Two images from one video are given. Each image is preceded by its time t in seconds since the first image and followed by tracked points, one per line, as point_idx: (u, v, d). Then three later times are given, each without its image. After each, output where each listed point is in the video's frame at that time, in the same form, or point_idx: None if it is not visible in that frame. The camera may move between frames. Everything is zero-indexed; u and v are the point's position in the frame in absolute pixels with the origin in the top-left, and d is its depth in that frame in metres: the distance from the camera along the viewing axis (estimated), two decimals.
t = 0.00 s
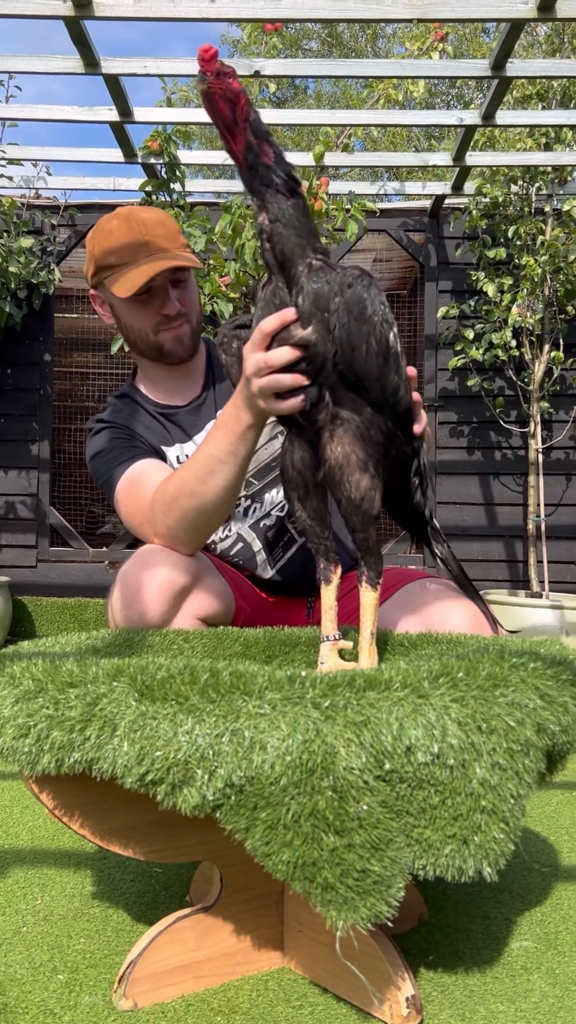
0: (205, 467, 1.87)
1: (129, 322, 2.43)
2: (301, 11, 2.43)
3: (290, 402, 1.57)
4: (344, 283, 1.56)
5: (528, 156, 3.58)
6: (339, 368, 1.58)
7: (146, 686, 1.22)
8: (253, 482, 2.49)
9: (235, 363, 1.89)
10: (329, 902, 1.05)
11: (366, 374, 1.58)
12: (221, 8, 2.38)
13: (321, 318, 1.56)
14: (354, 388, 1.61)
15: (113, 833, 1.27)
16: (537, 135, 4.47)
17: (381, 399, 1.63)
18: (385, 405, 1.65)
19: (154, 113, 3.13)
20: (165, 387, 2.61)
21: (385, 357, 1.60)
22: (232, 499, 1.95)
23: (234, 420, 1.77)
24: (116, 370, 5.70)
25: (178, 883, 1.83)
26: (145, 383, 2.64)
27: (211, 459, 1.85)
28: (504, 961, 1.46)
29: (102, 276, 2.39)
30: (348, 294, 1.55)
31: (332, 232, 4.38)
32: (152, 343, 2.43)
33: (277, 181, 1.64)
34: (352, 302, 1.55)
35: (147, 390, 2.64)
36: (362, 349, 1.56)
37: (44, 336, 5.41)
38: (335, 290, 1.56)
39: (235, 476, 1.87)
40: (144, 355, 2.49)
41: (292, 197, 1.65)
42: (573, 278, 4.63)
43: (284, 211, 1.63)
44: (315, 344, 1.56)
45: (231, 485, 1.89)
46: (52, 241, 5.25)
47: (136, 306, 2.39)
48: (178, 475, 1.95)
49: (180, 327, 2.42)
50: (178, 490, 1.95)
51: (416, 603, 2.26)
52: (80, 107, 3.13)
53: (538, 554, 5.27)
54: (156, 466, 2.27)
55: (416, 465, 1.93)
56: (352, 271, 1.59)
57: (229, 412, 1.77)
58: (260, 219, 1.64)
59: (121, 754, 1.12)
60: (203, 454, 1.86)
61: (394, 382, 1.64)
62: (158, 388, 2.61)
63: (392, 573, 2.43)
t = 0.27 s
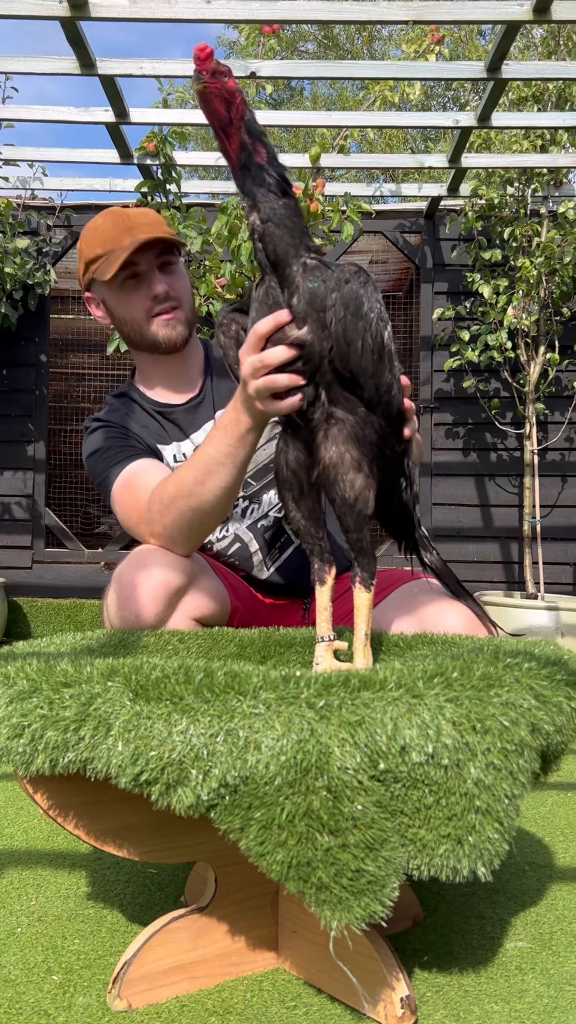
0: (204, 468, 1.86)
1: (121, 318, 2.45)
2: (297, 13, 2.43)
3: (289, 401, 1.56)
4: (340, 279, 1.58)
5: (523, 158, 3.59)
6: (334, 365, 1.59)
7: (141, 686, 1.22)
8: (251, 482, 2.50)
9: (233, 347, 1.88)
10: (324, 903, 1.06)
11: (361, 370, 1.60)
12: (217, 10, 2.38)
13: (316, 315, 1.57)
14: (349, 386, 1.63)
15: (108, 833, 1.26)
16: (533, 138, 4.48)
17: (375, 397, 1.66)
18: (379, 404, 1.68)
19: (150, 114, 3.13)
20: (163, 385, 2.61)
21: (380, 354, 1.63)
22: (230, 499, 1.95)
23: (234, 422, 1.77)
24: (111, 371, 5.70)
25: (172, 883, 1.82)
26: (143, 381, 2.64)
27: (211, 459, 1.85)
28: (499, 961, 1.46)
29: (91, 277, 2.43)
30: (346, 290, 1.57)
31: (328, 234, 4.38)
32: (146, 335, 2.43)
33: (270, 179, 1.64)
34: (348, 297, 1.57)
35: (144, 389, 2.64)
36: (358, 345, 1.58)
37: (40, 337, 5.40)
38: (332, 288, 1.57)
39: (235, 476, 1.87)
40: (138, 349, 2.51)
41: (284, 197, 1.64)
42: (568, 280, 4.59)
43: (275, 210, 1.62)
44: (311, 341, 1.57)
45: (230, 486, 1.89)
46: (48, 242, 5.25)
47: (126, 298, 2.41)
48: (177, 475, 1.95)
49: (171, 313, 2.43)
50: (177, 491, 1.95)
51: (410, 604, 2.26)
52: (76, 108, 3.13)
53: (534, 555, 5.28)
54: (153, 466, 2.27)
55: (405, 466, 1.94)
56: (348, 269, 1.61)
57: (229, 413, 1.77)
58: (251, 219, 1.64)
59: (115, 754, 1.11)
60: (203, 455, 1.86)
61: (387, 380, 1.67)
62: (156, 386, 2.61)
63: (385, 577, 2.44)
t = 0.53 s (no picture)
0: (204, 470, 1.86)
1: (108, 319, 2.51)
2: (294, 15, 2.43)
3: (281, 404, 1.59)
4: (333, 277, 1.58)
5: (520, 160, 3.59)
6: (325, 363, 1.59)
7: (139, 687, 1.22)
8: (248, 482, 2.49)
9: (226, 339, 1.87)
10: (321, 904, 1.06)
11: (352, 369, 1.59)
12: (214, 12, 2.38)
13: (303, 317, 1.57)
14: (340, 384, 1.62)
15: (105, 835, 1.26)
16: (530, 139, 4.48)
17: (365, 396, 1.64)
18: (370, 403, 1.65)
19: (148, 115, 3.13)
20: (158, 384, 2.62)
21: (371, 352, 1.61)
22: (229, 502, 1.95)
23: (234, 424, 1.77)
24: (108, 372, 5.69)
25: (169, 885, 1.82)
26: (138, 381, 2.65)
27: (210, 462, 1.85)
28: (496, 962, 1.46)
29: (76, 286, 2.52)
30: (337, 287, 1.57)
31: (325, 235, 4.39)
32: (130, 329, 2.46)
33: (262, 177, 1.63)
34: (340, 294, 1.56)
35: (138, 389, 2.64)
36: (349, 343, 1.57)
37: (36, 338, 5.40)
38: (323, 286, 1.58)
39: (233, 479, 1.87)
40: (127, 347, 2.54)
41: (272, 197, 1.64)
42: (565, 282, 4.59)
43: (263, 212, 1.62)
44: (298, 344, 1.57)
45: (229, 488, 1.90)
46: (45, 243, 5.24)
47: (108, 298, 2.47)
48: (177, 477, 1.95)
49: (152, 304, 2.45)
50: (176, 493, 1.95)
51: (406, 604, 2.27)
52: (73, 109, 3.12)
53: (530, 557, 5.28)
54: (152, 466, 2.27)
55: (395, 467, 1.92)
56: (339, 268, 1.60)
57: (230, 416, 1.77)
58: (239, 220, 1.63)
59: (112, 755, 1.11)
60: (202, 457, 1.86)
61: (378, 378, 1.64)
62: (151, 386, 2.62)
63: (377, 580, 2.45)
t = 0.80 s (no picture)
0: (201, 473, 1.87)
1: (101, 321, 2.52)
2: (293, 17, 2.43)
3: (278, 407, 1.59)
4: (330, 283, 1.58)
5: (517, 162, 3.60)
6: (323, 367, 1.59)
7: (137, 689, 1.22)
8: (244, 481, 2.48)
9: (223, 345, 1.86)
10: (319, 906, 1.06)
11: (351, 373, 1.60)
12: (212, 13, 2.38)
13: (301, 321, 1.57)
14: (339, 388, 1.63)
15: (103, 836, 1.26)
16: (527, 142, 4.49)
17: (364, 398, 1.64)
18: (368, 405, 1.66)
19: (145, 116, 3.13)
20: (153, 385, 2.62)
21: (370, 356, 1.62)
22: (226, 504, 1.95)
23: (231, 427, 1.77)
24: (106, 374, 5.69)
25: (166, 887, 1.82)
26: (132, 382, 2.65)
27: (207, 465, 1.85)
28: (493, 964, 1.46)
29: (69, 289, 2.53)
30: (336, 292, 1.57)
31: (323, 236, 4.39)
32: (123, 330, 2.46)
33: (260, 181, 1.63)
34: (338, 300, 1.57)
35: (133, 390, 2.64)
36: (348, 347, 1.57)
37: (34, 339, 5.39)
38: (321, 291, 1.58)
39: (230, 482, 1.87)
40: (120, 349, 2.54)
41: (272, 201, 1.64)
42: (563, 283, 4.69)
43: (262, 215, 1.61)
44: (296, 349, 1.57)
45: (225, 491, 1.90)
46: (42, 244, 5.24)
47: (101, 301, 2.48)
48: (173, 480, 1.95)
49: (143, 305, 2.45)
50: (172, 495, 1.95)
51: (404, 605, 2.27)
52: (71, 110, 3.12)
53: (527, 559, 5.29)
54: (147, 468, 2.27)
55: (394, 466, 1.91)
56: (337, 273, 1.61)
57: (226, 420, 1.77)
58: (238, 222, 1.63)
59: (110, 756, 1.11)
60: (199, 460, 1.86)
61: (377, 382, 1.65)
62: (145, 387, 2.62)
63: (376, 580, 2.44)
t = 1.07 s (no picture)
0: (198, 475, 1.87)
1: (94, 322, 2.51)
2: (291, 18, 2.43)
3: (279, 411, 1.60)
4: (325, 287, 1.57)
5: (515, 163, 3.60)
6: (324, 372, 1.58)
7: (134, 690, 1.22)
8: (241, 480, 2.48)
9: (218, 366, 1.88)
10: (316, 906, 1.05)
11: (352, 376, 1.59)
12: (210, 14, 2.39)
13: (300, 326, 1.56)
14: (341, 390, 1.62)
15: (101, 836, 1.26)
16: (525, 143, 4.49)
17: (367, 398, 1.64)
18: (371, 405, 1.66)
19: (144, 117, 3.13)
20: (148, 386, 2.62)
21: (370, 357, 1.60)
22: (224, 506, 1.95)
23: (228, 429, 1.77)
24: (104, 374, 5.69)
25: (164, 887, 1.82)
26: (127, 384, 2.65)
27: (205, 467, 1.85)
28: (490, 964, 1.46)
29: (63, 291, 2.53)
30: (331, 297, 1.55)
31: (322, 238, 4.40)
32: (117, 331, 2.46)
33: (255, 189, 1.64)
34: (335, 304, 1.55)
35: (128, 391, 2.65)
36: (348, 352, 1.56)
37: (32, 340, 5.39)
38: (317, 296, 1.56)
39: (228, 483, 1.87)
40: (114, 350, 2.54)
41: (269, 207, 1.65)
42: (560, 285, 4.71)
43: (258, 221, 1.62)
44: (296, 353, 1.56)
45: (223, 492, 1.90)
46: (40, 245, 5.24)
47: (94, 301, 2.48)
48: (170, 482, 1.95)
49: (137, 305, 2.45)
50: (170, 497, 1.95)
51: (404, 605, 2.27)
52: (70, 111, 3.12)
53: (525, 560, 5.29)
54: (145, 469, 2.27)
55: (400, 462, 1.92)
56: (332, 275, 1.59)
57: (223, 422, 1.77)
58: (233, 226, 1.64)
59: (107, 757, 1.11)
60: (197, 462, 1.86)
61: (379, 381, 1.63)
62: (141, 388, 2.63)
63: (378, 580, 2.44)
